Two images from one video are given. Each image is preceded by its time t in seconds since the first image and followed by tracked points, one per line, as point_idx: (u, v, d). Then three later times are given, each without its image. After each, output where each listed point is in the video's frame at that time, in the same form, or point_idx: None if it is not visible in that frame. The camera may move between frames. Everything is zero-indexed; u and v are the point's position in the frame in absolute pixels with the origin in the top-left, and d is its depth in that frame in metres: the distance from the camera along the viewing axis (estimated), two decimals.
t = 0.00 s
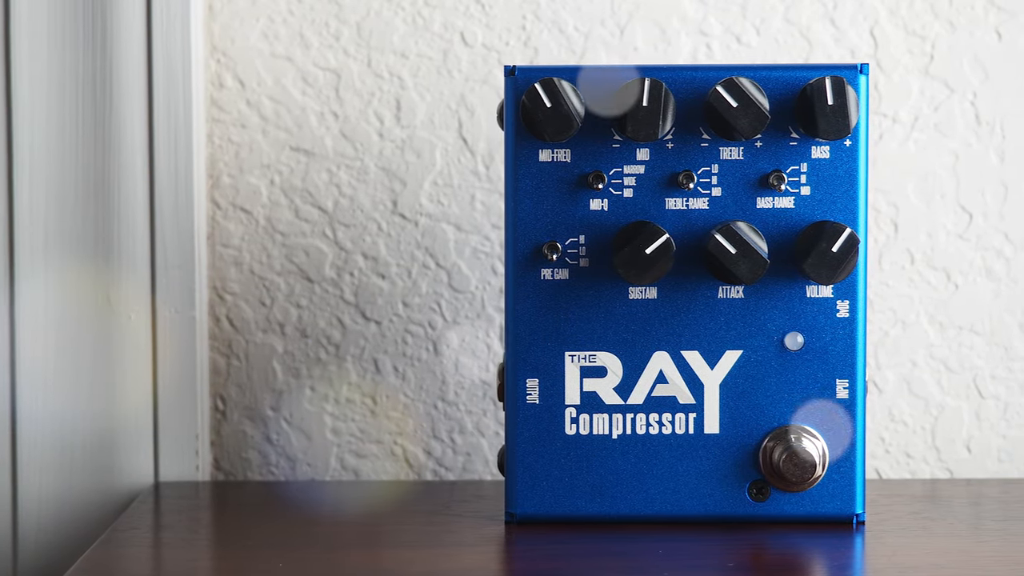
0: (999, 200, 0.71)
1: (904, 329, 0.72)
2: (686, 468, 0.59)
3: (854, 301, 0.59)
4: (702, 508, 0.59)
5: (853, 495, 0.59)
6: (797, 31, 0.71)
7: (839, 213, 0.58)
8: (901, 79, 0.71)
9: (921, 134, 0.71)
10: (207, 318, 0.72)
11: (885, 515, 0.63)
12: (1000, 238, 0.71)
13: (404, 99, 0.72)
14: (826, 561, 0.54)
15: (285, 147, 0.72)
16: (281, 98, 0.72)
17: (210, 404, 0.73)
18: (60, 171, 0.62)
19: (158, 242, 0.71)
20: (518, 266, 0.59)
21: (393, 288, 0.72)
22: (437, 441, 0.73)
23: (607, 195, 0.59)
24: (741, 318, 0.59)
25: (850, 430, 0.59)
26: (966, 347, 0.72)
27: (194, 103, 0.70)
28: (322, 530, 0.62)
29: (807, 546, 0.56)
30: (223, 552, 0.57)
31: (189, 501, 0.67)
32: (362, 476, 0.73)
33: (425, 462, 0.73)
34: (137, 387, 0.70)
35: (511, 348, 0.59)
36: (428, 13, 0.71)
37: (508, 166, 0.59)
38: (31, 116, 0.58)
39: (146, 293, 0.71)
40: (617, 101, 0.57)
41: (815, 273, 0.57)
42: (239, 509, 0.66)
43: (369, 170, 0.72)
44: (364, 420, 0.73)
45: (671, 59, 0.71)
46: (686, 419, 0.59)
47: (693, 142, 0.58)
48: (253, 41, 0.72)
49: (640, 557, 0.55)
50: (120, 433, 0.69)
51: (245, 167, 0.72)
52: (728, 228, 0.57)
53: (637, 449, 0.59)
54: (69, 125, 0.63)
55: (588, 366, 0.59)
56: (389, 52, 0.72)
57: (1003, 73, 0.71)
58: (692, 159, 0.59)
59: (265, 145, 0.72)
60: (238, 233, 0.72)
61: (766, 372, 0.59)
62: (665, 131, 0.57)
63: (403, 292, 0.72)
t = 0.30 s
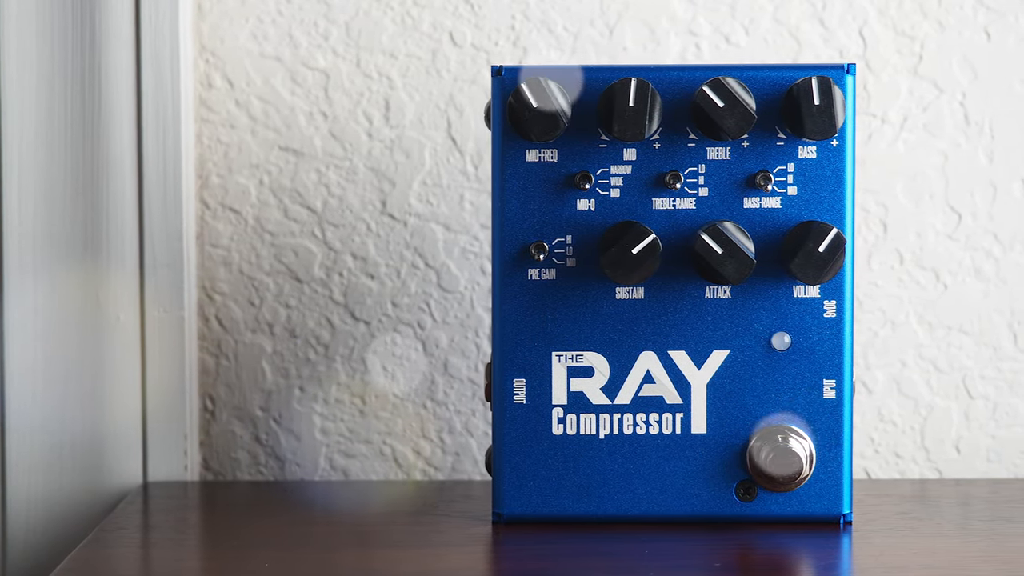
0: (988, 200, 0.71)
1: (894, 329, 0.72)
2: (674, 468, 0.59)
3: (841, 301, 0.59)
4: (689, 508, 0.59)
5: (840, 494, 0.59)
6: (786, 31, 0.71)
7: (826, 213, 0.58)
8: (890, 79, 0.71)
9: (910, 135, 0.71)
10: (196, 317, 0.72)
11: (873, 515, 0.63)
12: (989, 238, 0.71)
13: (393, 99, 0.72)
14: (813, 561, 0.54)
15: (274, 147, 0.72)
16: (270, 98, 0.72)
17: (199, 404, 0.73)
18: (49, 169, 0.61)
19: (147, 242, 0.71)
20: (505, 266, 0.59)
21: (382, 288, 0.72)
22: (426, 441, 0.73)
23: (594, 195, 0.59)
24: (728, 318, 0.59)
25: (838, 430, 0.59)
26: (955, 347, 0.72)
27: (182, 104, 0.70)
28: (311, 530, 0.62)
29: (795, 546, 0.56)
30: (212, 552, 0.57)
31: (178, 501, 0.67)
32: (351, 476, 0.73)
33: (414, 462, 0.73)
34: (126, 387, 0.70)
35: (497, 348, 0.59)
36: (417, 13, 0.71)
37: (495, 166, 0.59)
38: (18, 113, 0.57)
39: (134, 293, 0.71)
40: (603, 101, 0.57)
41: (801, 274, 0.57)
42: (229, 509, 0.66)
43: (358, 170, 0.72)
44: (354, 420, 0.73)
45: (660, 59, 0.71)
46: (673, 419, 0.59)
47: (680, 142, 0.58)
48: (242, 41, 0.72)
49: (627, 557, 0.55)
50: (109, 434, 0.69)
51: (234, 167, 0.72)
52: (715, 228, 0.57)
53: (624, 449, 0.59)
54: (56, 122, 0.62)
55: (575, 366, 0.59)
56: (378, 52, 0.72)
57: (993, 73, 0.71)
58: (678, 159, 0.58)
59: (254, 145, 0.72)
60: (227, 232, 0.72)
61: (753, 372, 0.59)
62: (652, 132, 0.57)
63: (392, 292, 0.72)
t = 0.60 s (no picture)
0: (977, 200, 0.71)
1: (883, 329, 0.72)
2: (661, 468, 0.59)
3: (828, 301, 0.59)
4: (676, 508, 0.59)
5: (827, 495, 0.59)
6: (775, 31, 0.71)
7: (813, 213, 0.58)
8: (879, 79, 0.71)
9: (900, 135, 0.71)
10: (185, 317, 0.72)
11: (860, 515, 0.63)
12: (978, 238, 0.71)
13: (383, 99, 0.72)
14: (800, 561, 0.54)
15: (263, 148, 0.72)
16: (258, 98, 0.72)
17: (189, 404, 0.73)
18: (37, 167, 0.61)
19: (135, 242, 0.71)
20: (492, 266, 0.59)
21: (372, 288, 0.72)
22: (415, 441, 0.73)
23: (581, 195, 0.59)
24: (715, 318, 0.59)
25: (825, 430, 0.59)
26: (944, 347, 0.72)
27: (171, 105, 0.71)
28: (301, 530, 0.62)
29: (782, 546, 0.56)
30: (201, 551, 0.57)
31: (167, 501, 0.67)
32: (340, 476, 0.73)
33: (403, 462, 0.73)
34: (114, 388, 0.70)
35: (484, 348, 0.59)
36: (406, 14, 0.71)
37: (482, 166, 0.59)
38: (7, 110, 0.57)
39: (122, 293, 0.70)
40: (590, 101, 0.57)
41: (788, 274, 0.57)
42: (218, 509, 0.66)
43: (347, 170, 0.72)
44: (342, 420, 0.73)
45: (649, 59, 0.71)
46: (660, 419, 0.59)
47: (667, 142, 0.58)
48: (230, 42, 0.72)
49: (613, 557, 0.55)
50: (98, 434, 0.68)
51: (223, 168, 0.72)
52: (702, 228, 0.57)
53: (612, 449, 0.59)
54: (45, 119, 0.62)
55: (563, 366, 0.59)
56: (367, 52, 0.72)
57: (982, 73, 0.71)
58: (666, 159, 0.58)
59: (243, 145, 0.72)
60: (216, 233, 0.72)
61: (740, 372, 0.59)
62: (639, 132, 0.57)
63: (381, 292, 0.72)
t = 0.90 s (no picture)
0: (967, 200, 0.71)
1: (873, 329, 0.72)
2: (649, 468, 0.59)
3: (817, 301, 0.59)
4: (665, 508, 0.59)
5: (816, 495, 0.59)
6: (764, 31, 0.71)
7: (801, 213, 0.58)
8: (869, 79, 0.71)
9: (890, 135, 0.71)
10: (175, 317, 0.72)
11: (849, 515, 0.63)
12: (968, 238, 0.71)
13: (372, 99, 0.72)
14: (787, 561, 0.54)
15: (253, 148, 0.72)
16: (248, 98, 0.72)
17: (179, 404, 0.73)
18: (29, 165, 0.60)
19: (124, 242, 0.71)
20: (480, 266, 0.59)
21: (362, 288, 0.72)
22: (405, 441, 0.73)
23: (569, 195, 0.59)
24: (703, 318, 0.59)
25: (813, 430, 0.59)
26: (934, 347, 0.72)
27: (161, 105, 0.71)
28: (292, 531, 0.62)
29: (770, 546, 0.56)
30: (190, 551, 0.57)
31: (157, 501, 0.67)
32: (330, 476, 0.73)
33: (393, 462, 0.73)
34: (105, 388, 0.70)
35: (473, 348, 0.59)
36: (396, 14, 0.71)
37: (470, 166, 0.59)
38: None
39: (112, 293, 0.70)
40: (578, 101, 0.57)
41: (776, 274, 0.57)
42: (209, 510, 0.66)
43: (337, 170, 0.72)
44: (333, 420, 0.73)
45: (639, 59, 0.71)
46: (648, 419, 0.59)
47: (655, 142, 0.58)
48: (220, 42, 0.72)
49: (602, 557, 0.55)
50: (89, 433, 0.68)
51: (213, 168, 0.72)
52: (689, 228, 0.57)
53: (600, 449, 0.59)
54: (35, 117, 0.61)
55: (551, 366, 0.59)
56: (357, 52, 0.72)
57: (972, 73, 0.71)
58: (654, 159, 0.58)
59: (233, 145, 0.72)
60: (206, 233, 0.72)
61: (728, 372, 0.59)
62: (627, 132, 0.57)
63: (371, 292, 0.72)
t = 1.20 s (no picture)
0: (957, 200, 0.71)
1: (863, 329, 0.72)
2: (638, 468, 0.59)
3: (805, 301, 0.59)
4: (654, 508, 0.59)
5: (804, 495, 0.59)
6: (755, 31, 0.71)
7: (790, 213, 0.58)
8: (860, 79, 0.71)
9: (880, 135, 0.71)
10: (165, 317, 0.72)
11: (838, 515, 0.63)
12: (958, 238, 0.71)
13: (363, 99, 0.72)
14: (776, 561, 0.54)
15: (244, 148, 0.72)
16: (239, 98, 0.72)
17: (169, 404, 0.73)
18: (19, 165, 0.60)
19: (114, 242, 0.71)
20: (469, 266, 0.59)
21: (352, 288, 0.72)
22: (396, 441, 0.73)
23: (557, 195, 0.59)
24: (692, 318, 0.59)
25: (802, 430, 0.59)
26: (924, 347, 0.72)
27: (151, 104, 0.71)
28: (282, 531, 0.62)
29: (759, 546, 0.56)
30: (181, 551, 0.57)
31: (147, 501, 0.67)
32: (320, 476, 0.73)
33: (384, 462, 0.73)
34: (95, 388, 0.70)
35: (462, 348, 0.59)
36: (386, 14, 0.71)
37: (459, 166, 0.59)
38: None
39: (102, 293, 0.70)
40: (566, 101, 0.57)
41: (764, 273, 0.57)
42: (200, 509, 0.66)
43: (327, 170, 0.72)
44: (323, 420, 0.73)
45: (629, 59, 0.71)
46: (637, 419, 0.59)
47: (644, 142, 0.58)
48: (211, 41, 0.72)
49: (590, 557, 0.55)
50: (79, 433, 0.68)
51: (203, 167, 0.72)
52: (678, 228, 0.57)
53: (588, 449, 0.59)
54: (26, 116, 0.61)
55: (540, 366, 0.59)
56: (347, 52, 0.72)
57: (962, 73, 0.71)
58: (642, 160, 0.59)
59: (223, 145, 0.72)
60: (196, 233, 0.72)
61: (717, 372, 0.59)
62: (615, 132, 0.57)
63: (362, 292, 0.72)
